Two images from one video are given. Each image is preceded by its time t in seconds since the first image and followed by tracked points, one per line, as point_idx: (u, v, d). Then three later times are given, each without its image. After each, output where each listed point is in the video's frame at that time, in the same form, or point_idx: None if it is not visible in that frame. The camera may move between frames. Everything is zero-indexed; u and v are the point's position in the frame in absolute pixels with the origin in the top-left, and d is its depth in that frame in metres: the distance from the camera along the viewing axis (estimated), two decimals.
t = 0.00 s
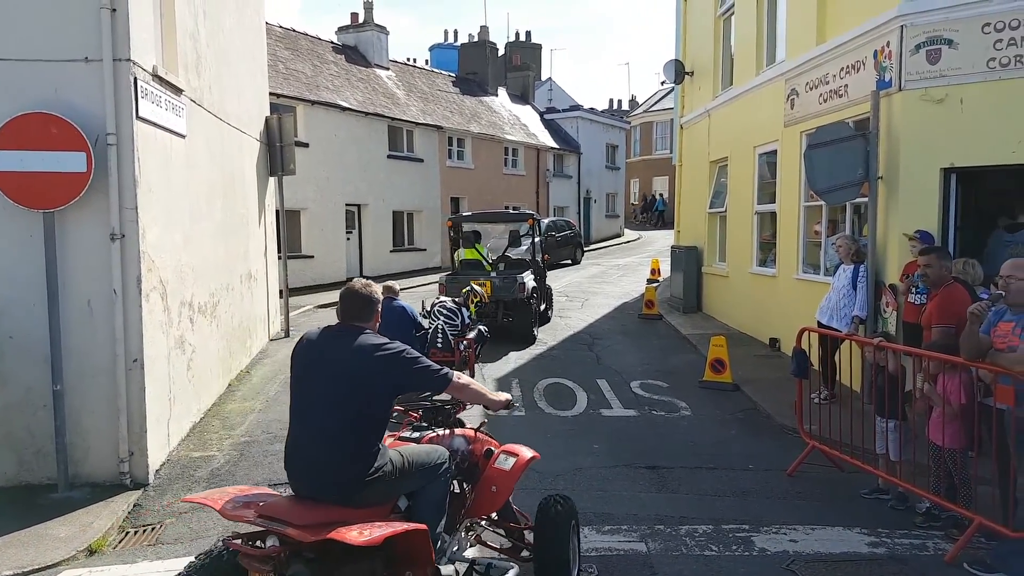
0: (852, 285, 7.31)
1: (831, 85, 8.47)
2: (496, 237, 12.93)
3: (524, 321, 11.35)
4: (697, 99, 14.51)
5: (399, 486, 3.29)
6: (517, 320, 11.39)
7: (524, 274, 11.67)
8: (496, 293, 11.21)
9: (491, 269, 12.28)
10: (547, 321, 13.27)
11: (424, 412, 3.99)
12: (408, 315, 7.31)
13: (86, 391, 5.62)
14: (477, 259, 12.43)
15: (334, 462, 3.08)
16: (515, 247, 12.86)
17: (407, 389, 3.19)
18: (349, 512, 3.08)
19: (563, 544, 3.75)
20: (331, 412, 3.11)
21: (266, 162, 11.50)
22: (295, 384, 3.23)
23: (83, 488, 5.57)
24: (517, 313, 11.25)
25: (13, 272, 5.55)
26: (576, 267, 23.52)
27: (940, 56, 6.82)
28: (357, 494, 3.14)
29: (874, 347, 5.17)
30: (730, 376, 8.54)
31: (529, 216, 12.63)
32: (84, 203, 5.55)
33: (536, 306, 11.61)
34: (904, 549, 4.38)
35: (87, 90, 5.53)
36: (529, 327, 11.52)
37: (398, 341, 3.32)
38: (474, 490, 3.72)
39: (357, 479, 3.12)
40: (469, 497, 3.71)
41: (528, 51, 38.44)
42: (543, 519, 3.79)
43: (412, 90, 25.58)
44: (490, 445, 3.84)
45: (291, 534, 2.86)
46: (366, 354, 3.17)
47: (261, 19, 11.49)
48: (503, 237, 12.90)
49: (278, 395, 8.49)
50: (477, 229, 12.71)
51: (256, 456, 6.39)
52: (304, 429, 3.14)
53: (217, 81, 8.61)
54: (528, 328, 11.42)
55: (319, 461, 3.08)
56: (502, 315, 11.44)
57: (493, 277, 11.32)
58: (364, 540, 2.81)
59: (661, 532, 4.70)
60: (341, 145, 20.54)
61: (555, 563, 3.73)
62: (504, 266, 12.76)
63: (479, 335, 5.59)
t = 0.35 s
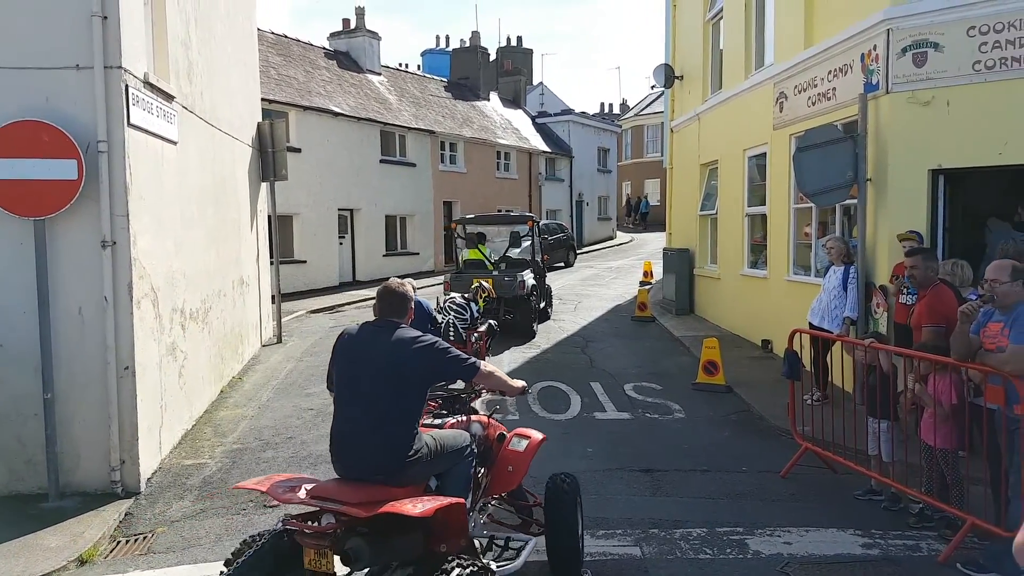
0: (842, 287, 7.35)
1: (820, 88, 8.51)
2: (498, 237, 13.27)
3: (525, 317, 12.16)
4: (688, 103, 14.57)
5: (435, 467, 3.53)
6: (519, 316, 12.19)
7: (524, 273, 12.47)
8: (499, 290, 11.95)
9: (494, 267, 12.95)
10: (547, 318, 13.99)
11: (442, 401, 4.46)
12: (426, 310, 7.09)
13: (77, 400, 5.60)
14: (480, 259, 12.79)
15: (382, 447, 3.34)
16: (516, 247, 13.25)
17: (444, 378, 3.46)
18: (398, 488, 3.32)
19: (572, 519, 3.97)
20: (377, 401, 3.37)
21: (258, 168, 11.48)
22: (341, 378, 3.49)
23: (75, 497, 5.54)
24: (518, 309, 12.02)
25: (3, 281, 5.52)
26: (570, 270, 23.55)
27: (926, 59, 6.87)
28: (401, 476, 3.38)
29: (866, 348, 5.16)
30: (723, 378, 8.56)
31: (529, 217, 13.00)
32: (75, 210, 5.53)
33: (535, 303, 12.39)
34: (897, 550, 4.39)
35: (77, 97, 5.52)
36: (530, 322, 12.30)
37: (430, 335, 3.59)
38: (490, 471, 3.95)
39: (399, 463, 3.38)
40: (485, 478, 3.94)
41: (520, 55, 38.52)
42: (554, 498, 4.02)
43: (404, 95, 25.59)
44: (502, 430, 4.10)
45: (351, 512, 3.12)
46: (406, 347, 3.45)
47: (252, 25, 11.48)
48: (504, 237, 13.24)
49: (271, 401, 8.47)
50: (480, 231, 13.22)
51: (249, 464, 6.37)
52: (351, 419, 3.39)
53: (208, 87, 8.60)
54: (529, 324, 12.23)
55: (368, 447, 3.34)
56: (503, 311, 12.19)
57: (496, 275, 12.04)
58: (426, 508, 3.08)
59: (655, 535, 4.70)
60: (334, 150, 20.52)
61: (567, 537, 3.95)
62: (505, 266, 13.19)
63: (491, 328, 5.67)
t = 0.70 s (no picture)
0: (832, 297, 7.40)
1: (812, 100, 8.58)
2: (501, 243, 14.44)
3: (524, 318, 12.95)
4: (681, 113, 14.64)
5: (466, 449, 3.91)
6: (518, 318, 12.99)
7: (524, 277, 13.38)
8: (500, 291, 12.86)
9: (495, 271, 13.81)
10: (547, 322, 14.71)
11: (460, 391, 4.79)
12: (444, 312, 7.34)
13: (65, 404, 5.56)
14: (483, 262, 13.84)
15: (418, 433, 3.67)
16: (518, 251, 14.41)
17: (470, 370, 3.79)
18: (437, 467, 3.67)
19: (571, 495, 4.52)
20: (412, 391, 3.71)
21: (250, 172, 11.47)
22: (378, 372, 3.83)
23: (62, 502, 5.50)
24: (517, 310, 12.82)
25: None
26: (562, 279, 23.56)
27: (917, 73, 6.94)
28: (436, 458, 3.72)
29: (855, 359, 5.19)
30: (714, 388, 8.58)
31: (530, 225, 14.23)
32: (67, 214, 5.52)
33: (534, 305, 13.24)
34: (885, 560, 4.41)
35: (70, 100, 5.51)
36: (529, 323, 13.11)
37: (455, 330, 3.93)
38: (502, 454, 4.38)
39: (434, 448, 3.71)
40: (497, 460, 4.36)
41: (515, 64, 38.69)
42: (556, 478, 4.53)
43: (398, 101, 25.62)
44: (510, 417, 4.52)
45: (403, 483, 3.47)
46: (436, 341, 3.79)
47: (246, 30, 11.49)
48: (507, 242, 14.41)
49: (261, 407, 8.43)
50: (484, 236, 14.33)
51: (238, 470, 6.34)
52: (389, 408, 3.74)
53: (202, 92, 8.60)
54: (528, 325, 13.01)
55: (406, 432, 3.69)
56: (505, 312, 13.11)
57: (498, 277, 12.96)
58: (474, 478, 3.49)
59: (645, 544, 4.70)
60: (327, 155, 20.51)
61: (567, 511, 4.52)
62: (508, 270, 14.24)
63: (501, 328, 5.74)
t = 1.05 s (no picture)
0: (822, 304, 7.47)
1: (805, 107, 8.66)
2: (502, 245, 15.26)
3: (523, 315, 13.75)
4: (674, 119, 14.71)
5: (479, 430, 4.33)
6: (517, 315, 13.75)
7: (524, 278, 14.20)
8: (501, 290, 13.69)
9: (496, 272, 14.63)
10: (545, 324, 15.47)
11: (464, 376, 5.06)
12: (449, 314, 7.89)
13: (53, 404, 5.54)
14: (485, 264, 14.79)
15: (442, 415, 4.10)
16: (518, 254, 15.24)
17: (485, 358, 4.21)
18: (461, 444, 4.07)
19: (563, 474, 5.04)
20: (437, 377, 4.14)
21: (242, 174, 11.45)
22: (403, 362, 4.26)
23: (49, 503, 5.48)
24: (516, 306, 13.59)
25: None
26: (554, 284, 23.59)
27: (909, 81, 7.00)
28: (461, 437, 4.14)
29: (844, 364, 5.22)
30: (704, 393, 8.62)
31: (529, 228, 15.06)
32: (56, 213, 5.51)
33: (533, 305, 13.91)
34: (871, 563, 4.44)
35: (60, 99, 5.50)
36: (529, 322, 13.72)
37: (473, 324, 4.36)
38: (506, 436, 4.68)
39: (457, 427, 4.12)
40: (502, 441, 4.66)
41: (508, 68, 38.77)
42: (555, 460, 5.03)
43: (391, 104, 25.64)
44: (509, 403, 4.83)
45: (437, 458, 3.85)
46: (455, 333, 4.23)
47: (239, 31, 11.48)
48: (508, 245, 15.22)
49: (251, 409, 8.41)
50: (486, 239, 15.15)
51: (228, 472, 6.32)
52: (415, 394, 4.17)
53: (193, 93, 8.59)
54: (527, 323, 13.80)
55: (433, 414, 4.10)
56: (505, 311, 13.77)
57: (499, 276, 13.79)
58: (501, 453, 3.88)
59: (634, 547, 4.72)
60: (319, 158, 20.50)
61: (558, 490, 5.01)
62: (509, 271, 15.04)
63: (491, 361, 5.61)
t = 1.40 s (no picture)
0: (807, 305, 7.54)
1: (791, 109, 8.71)
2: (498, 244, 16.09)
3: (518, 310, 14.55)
4: (660, 120, 14.77)
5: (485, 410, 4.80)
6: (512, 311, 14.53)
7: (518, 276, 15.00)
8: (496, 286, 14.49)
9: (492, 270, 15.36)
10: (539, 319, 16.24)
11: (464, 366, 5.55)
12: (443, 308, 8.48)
13: (36, 405, 5.49)
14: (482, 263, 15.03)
15: (454, 397, 4.58)
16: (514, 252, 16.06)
17: (489, 343, 4.69)
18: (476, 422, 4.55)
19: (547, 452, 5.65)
20: (449, 362, 4.61)
21: (226, 173, 11.37)
22: (416, 348, 4.71)
23: (32, 504, 5.42)
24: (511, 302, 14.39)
25: None
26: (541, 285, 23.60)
27: (894, 83, 7.07)
28: (471, 414, 4.61)
29: (828, 365, 5.26)
30: (689, 393, 8.67)
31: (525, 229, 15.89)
32: (38, 212, 5.45)
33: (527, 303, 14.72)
34: (855, 562, 4.48)
35: (43, 96, 5.44)
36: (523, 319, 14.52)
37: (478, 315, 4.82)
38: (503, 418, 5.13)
39: (468, 405, 4.61)
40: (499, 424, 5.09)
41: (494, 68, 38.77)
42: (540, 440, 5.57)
43: (377, 103, 25.58)
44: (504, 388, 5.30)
45: (458, 432, 4.29)
46: (463, 321, 4.68)
47: (223, 29, 11.40)
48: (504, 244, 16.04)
49: (236, 410, 8.36)
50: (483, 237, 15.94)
51: (212, 472, 6.28)
52: (429, 378, 4.63)
53: (177, 91, 8.53)
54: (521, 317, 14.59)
55: (447, 393, 4.59)
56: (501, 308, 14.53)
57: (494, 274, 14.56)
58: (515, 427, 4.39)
59: (620, 546, 4.73)
60: (305, 157, 20.41)
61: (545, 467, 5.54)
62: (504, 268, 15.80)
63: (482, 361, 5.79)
